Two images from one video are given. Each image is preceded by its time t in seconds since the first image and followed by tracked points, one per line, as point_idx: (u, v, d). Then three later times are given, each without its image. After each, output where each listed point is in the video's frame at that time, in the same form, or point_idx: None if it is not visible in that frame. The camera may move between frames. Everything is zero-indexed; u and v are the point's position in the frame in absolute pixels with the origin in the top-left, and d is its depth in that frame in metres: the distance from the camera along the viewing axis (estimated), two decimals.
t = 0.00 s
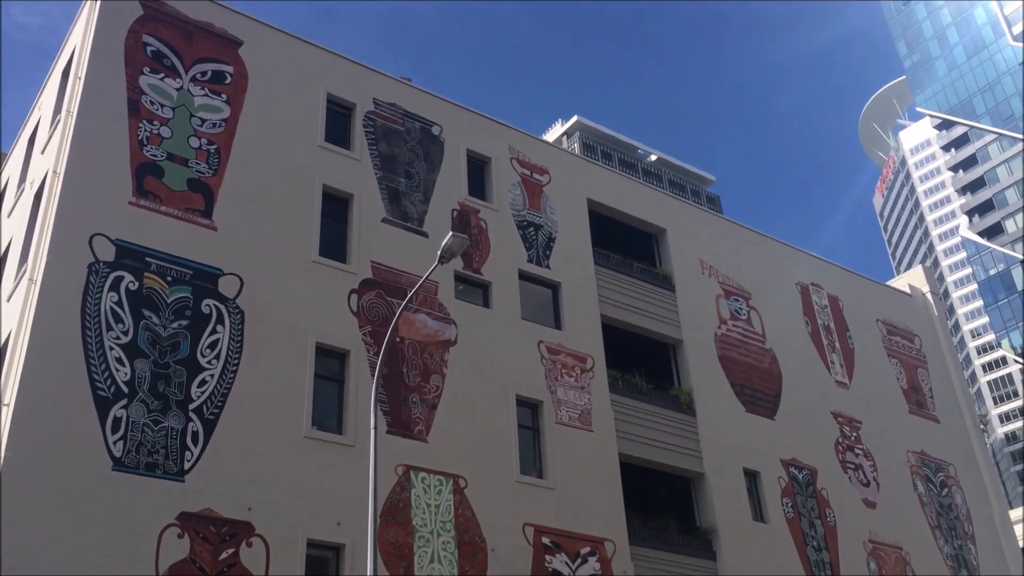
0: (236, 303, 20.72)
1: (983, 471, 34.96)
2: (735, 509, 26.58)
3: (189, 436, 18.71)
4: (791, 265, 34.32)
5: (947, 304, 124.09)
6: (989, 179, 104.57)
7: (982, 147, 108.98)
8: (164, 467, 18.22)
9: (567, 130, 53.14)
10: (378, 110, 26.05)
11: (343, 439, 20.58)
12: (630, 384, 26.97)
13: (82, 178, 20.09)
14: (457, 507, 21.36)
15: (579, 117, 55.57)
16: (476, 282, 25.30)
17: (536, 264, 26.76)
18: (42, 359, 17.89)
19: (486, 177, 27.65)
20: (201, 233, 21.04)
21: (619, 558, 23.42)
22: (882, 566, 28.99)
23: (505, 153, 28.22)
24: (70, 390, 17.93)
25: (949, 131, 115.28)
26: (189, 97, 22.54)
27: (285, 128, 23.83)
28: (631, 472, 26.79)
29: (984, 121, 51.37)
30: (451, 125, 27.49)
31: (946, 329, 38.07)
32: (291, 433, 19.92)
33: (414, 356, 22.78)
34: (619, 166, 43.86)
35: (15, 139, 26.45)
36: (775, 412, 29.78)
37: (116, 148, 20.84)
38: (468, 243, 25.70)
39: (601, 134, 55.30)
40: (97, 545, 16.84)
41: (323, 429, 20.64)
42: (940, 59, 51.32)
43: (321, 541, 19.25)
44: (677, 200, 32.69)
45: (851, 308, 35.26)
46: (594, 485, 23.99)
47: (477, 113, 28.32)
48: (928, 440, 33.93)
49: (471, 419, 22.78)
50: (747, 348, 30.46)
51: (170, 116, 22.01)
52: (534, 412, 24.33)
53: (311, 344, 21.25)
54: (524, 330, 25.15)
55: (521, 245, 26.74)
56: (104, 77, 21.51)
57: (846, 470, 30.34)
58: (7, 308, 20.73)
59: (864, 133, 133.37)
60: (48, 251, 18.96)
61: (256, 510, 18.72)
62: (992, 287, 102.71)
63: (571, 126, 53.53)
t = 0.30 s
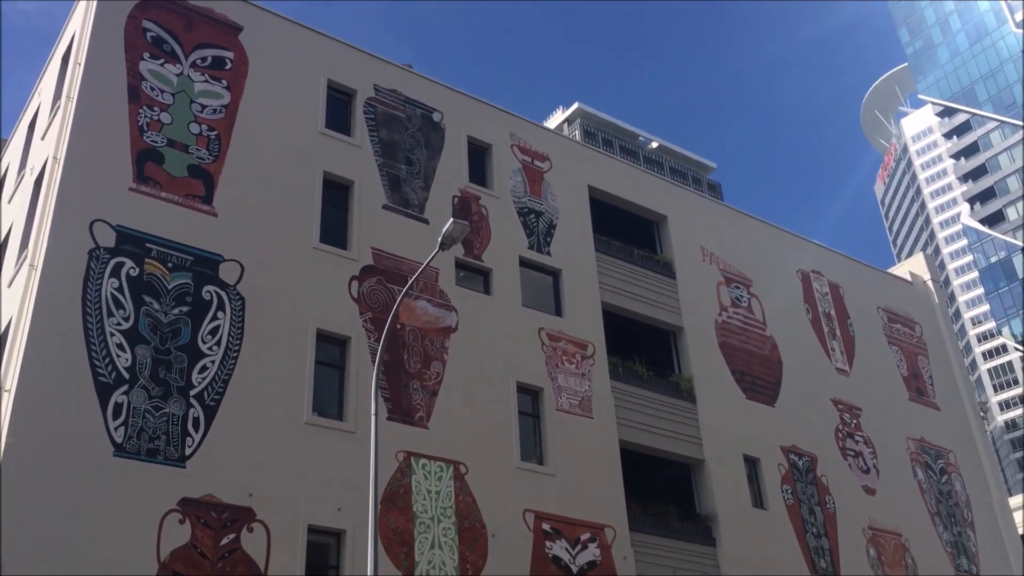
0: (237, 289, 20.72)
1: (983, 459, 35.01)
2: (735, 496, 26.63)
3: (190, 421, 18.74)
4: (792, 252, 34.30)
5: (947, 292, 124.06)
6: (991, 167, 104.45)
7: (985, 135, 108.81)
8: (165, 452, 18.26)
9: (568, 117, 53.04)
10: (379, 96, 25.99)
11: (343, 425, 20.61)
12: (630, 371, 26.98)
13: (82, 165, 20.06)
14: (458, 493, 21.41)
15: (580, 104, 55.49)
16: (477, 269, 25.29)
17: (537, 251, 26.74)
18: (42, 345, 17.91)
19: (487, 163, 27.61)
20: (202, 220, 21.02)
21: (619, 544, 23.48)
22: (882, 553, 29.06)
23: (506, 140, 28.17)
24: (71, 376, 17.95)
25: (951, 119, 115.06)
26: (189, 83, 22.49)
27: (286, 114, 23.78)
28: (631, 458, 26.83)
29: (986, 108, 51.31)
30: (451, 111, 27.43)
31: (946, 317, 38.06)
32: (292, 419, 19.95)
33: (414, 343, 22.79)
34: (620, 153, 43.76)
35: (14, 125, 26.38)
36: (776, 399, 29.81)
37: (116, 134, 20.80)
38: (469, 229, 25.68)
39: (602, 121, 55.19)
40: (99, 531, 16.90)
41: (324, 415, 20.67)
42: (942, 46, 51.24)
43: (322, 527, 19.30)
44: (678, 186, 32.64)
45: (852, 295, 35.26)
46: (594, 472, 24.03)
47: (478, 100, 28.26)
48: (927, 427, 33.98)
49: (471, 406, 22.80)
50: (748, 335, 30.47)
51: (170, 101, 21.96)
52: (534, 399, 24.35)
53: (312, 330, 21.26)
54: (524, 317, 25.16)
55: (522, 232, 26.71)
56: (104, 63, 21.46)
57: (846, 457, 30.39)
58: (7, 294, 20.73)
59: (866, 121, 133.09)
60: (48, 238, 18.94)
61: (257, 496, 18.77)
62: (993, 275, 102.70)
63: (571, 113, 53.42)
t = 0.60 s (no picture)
0: (239, 276, 20.73)
1: (984, 443, 35.07)
2: (736, 481, 26.69)
3: (193, 408, 18.79)
4: (794, 237, 34.26)
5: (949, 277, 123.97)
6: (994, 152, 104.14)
7: (987, 120, 108.49)
8: (168, 439, 18.32)
9: (570, 102, 52.89)
10: (379, 82, 25.93)
11: (346, 411, 20.66)
12: (632, 356, 27.00)
13: (83, 152, 20.04)
14: (460, 478, 21.47)
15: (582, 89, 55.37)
16: (478, 255, 25.29)
17: (539, 236, 26.72)
18: (44, 332, 17.94)
19: (488, 149, 27.57)
20: (203, 206, 21.01)
21: (621, 529, 23.55)
22: (883, 537, 29.14)
23: (507, 125, 28.12)
24: (73, 362, 17.99)
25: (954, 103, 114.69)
26: (190, 69, 22.45)
27: (286, 101, 23.74)
28: (633, 444, 26.89)
29: (989, 92, 51.12)
30: (453, 97, 27.36)
31: (948, 302, 38.04)
32: (294, 406, 19.99)
33: (416, 329, 22.81)
34: (621, 138, 43.65)
35: (15, 112, 26.33)
36: (777, 384, 29.83)
37: (117, 121, 20.78)
38: (471, 215, 25.67)
39: (604, 106, 55.04)
40: (103, 517, 16.97)
41: (326, 401, 20.71)
42: (945, 30, 51.06)
43: (325, 512, 19.37)
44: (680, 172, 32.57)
45: (854, 280, 35.24)
46: (596, 457, 24.08)
47: (479, 85, 28.18)
48: (929, 412, 34.02)
49: (473, 392, 22.83)
50: (750, 320, 30.47)
51: (170, 88, 21.92)
52: (536, 385, 24.38)
53: (314, 316, 21.27)
54: (526, 303, 25.16)
55: (524, 218, 26.69)
56: (104, 50, 21.41)
57: (848, 442, 30.43)
58: (9, 281, 20.76)
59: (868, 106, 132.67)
60: (50, 225, 18.95)
61: (260, 482, 18.84)
62: (995, 260, 102.62)
63: (573, 98, 53.28)
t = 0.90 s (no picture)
0: (240, 259, 20.73)
1: (985, 424, 35.13)
2: (738, 462, 26.76)
3: (195, 390, 18.84)
4: (795, 219, 34.21)
5: (951, 258, 123.85)
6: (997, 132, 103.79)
7: (991, 100, 108.09)
8: (171, 421, 18.38)
9: (572, 84, 52.72)
10: (379, 64, 25.84)
11: (348, 393, 20.70)
12: (633, 338, 27.02)
13: (83, 135, 20.03)
14: (462, 460, 21.54)
15: (583, 71, 55.15)
16: (480, 238, 25.27)
17: (540, 219, 26.69)
18: (46, 316, 17.98)
19: (489, 131, 27.50)
20: (204, 189, 21.00)
21: (623, 510, 23.64)
22: (884, 517, 29.24)
23: (508, 107, 28.04)
24: (76, 345, 18.04)
25: (957, 84, 114.24)
26: (189, 52, 22.39)
27: (287, 83, 23.67)
28: (634, 425, 26.94)
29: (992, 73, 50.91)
30: (453, 78, 27.28)
31: (950, 284, 38.01)
32: (296, 388, 20.04)
33: (418, 312, 22.83)
34: (623, 120, 43.51)
35: (15, 95, 26.27)
36: (779, 366, 29.86)
37: (117, 103, 20.75)
38: (472, 197, 25.65)
39: (606, 88, 54.84)
40: (106, 499, 17.05)
41: (328, 384, 20.75)
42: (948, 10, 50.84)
43: (328, 494, 19.45)
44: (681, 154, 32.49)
45: (856, 262, 35.21)
46: (598, 439, 24.14)
47: (480, 67, 28.08)
48: (930, 393, 34.07)
49: (474, 374, 22.87)
50: (751, 302, 30.47)
51: (170, 70, 21.88)
52: (538, 367, 24.42)
53: (315, 299, 21.28)
54: (527, 285, 25.16)
55: (525, 200, 26.66)
56: (104, 33, 21.36)
57: (849, 423, 30.49)
58: (11, 265, 20.79)
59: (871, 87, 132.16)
60: (51, 208, 18.96)
61: (263, 464, 18.91)
62: (998, 241, 102.45)
63: (575, 80, 53.09)
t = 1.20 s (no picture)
0: (243, 236, 20.73)
1: (988, 400, 35.17)
2: (741, 438, 26.84)
3: (199, 367, 18.89)
4: (799, 195, 34.11)
5: (955, 234, 123.56)
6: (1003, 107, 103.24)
7: (996, 75, 107.46)
8: (176, 398, 18.44)
9: (574, 61, 52.48)
10: (381, 41, 25.72)
11: (352, 370, 20.75)
12: (636, 315, 27.03)
13: (84, 112, 19.99)
14: (466, 437, 21.62)
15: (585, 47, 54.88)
16: (482, 215, 25.24)
17: (543, 196, 26.63)
18: (50, 294, 18.02)
19: (491, 108, 27.41)
20: (207, 167, 20.96)
21: (626, 486, 23.73)
22: (886, 492, 29.33)
23: (511, 83, 27.92)
24: (80, 323, 18.09)
25: (962, 59, 113.57)
26: (190, 29, 22.30)
27: (288, 60, 23.58)
28: (637, 402, 27.00)
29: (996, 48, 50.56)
30: (455, 55, 27.15)
31: (954, 260, 37.94)
32: (299, 365, 20.08)
33: (421, 289, 22.84)
34: (626, 96, 43.33)
35: (16, 73, 26.21)
36: (782, 342, 29.88)
37: (118, 81, 20.69)
38: (474, 174, 25.59)
39: (609, 64, 54.59)
40: (112, 476, 17.14)
41: (332, 361, 20.80)
42: None
43: (332, 470, 19.54)
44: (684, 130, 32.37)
45: (860, 238, 35.14)
46: (601, 415, 24.20)
47: (482, 43, 27.95)
48: (933, 369, 34.08)
49: (477, 351, 22.91)
50: (754, 278, 30.45)
51: (170, 48, 21.80)
52: (541, 344, 24.46)
53: (318, 277, 21.29)
54: (530, 262, 25.15)
55: (528, 177, 26.60)
56: (104, 9, 21.27)
57: (851, 399, 30.53)
58: (13, 243, 20.80)
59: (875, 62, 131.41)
60: (53, 186, 18.94)
61: (267, 441, 18.98)
62: (1002, 217, 102.15)
63: (578, 57, 52.86)
